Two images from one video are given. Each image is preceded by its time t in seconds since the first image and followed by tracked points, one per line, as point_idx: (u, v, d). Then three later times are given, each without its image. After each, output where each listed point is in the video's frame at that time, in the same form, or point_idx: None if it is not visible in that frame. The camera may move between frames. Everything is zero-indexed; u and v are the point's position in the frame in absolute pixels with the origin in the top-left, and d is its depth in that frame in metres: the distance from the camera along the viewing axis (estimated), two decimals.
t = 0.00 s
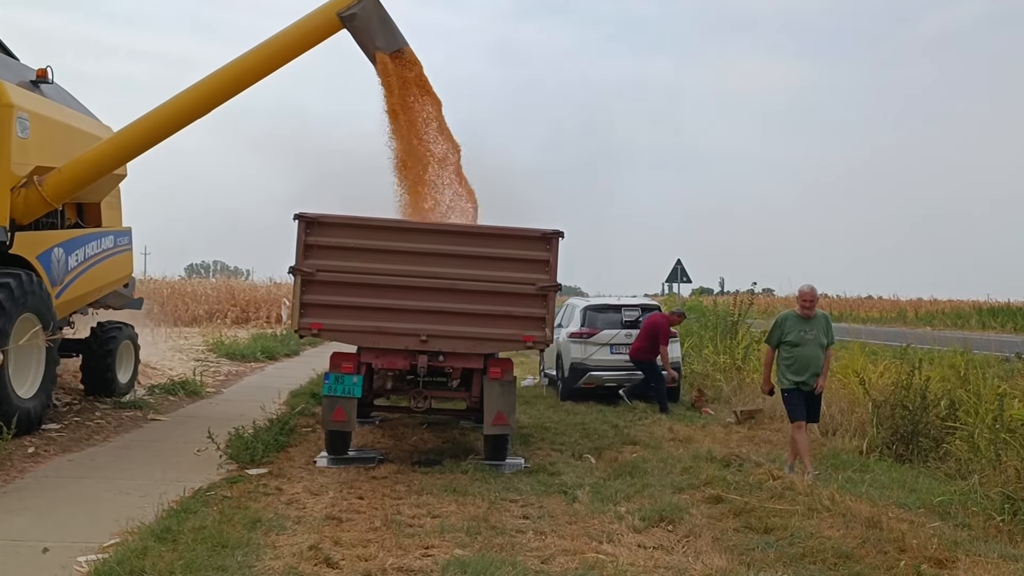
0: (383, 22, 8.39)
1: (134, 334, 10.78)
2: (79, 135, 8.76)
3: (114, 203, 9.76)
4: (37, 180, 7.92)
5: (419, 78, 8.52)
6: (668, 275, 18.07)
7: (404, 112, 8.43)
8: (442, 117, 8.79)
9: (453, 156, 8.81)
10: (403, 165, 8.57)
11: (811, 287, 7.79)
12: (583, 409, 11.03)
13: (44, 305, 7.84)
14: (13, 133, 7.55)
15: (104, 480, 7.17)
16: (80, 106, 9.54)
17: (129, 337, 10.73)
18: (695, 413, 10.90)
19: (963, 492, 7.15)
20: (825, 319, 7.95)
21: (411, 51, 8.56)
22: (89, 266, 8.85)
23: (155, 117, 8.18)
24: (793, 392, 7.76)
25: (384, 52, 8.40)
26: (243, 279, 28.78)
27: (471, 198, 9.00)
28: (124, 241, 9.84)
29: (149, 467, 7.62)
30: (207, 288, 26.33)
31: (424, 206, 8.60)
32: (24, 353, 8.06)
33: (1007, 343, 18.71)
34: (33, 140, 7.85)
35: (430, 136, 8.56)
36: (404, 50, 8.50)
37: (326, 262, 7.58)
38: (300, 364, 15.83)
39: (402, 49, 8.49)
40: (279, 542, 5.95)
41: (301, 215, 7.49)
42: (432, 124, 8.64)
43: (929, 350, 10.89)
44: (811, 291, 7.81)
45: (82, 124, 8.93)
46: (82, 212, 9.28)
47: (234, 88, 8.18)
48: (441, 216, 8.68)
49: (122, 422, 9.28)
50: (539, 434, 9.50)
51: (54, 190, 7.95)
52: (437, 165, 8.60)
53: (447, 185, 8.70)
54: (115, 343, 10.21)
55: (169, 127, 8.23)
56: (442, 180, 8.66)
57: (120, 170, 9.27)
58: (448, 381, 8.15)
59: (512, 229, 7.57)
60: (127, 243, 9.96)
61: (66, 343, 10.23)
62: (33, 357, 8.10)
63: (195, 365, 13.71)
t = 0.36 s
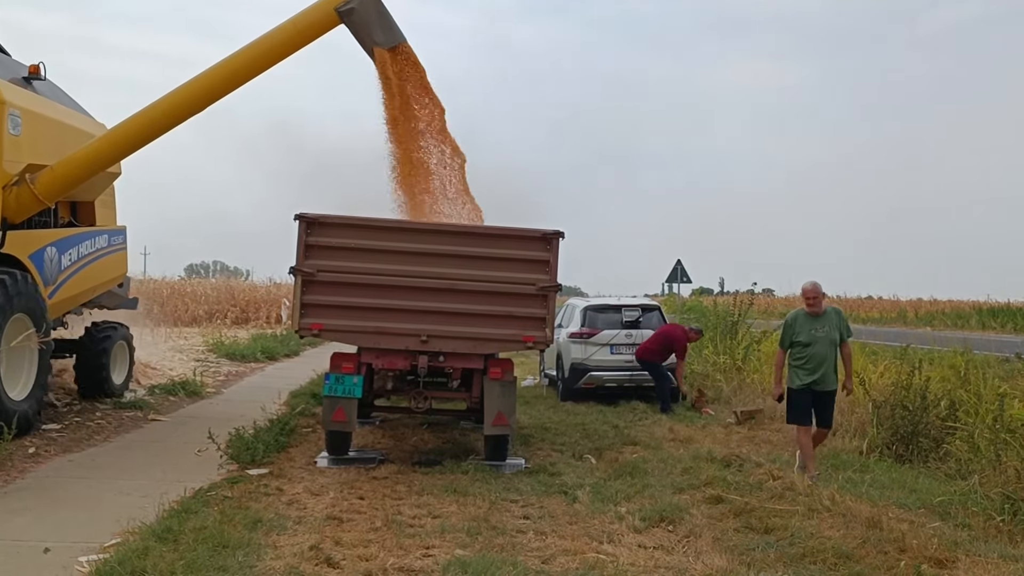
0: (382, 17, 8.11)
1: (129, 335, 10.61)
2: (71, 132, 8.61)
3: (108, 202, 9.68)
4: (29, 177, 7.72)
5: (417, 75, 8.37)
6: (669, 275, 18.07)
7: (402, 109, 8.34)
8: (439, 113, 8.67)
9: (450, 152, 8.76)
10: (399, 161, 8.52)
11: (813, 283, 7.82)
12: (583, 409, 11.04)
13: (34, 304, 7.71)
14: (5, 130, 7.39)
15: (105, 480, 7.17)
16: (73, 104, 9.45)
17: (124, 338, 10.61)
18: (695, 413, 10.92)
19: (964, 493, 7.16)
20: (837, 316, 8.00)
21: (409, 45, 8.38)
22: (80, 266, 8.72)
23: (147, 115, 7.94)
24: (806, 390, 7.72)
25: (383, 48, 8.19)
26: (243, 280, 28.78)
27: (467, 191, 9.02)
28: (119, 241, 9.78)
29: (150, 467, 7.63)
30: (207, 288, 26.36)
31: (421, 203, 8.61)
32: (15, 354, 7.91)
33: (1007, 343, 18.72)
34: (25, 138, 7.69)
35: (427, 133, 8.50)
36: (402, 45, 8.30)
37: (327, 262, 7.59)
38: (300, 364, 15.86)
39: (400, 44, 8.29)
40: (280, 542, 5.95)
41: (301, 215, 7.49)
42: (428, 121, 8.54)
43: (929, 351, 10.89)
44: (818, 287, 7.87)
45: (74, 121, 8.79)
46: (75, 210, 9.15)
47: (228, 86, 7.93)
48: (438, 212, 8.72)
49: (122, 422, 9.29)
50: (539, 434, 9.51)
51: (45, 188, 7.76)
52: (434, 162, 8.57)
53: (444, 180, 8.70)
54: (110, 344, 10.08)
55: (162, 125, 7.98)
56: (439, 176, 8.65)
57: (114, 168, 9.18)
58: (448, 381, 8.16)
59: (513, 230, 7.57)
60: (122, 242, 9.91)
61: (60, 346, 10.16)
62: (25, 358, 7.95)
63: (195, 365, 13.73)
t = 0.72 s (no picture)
0: (380, 14, 8.12)
1: (123, 334, 10.42)
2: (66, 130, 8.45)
3: (101, 201, 9.63)
4: (21, 176, 7.62)
5: (415, 72, 8.39)
6: (668, 275, 18.06)
7: (401, 106, 8.32)
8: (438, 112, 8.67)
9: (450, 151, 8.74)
10: (398, 158, 8.46)
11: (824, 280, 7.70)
12: (583, 409, 11.05)
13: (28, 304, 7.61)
14: None
15: (105, 480, 7.17)
16: (67, 101, 9.39)
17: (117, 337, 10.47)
18: (695, 412, 10.93)
19: (962, 492, 7.18)
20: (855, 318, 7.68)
21: (407, 42, 8.39)
22: (72, 267, 8.62)
23: (140, 114, 7.74)
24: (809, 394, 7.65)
25: (381, 45, 8.19)
26: (243, 280, 28.73)
27: (465, 188, 9.00)
28: (112, 240, 9.74)
29: (150, 467, 7.64)
30: (207, 288, 26.38)
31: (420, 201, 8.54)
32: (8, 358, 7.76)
33: (1006, 343, 18.74)
34: (17, 136, 7.61)
35: (426, 130, 8.47)
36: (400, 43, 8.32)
37: (327, 263, 7.60)
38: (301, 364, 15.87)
39: (398, 42, 8.31)
40: (280, 542, 5.96)
41: (302, 215, 7.51)
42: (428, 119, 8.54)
43: (928, 351, 10.91)
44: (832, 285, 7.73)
45: (68, 118, 8.65)
46: (69, 209, 9.09)
47: (223, 83, 7.75)
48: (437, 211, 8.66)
49: (123, 422, 9.30)
50: (539, 434, 9.52)
51: (37, 186, 7.65)
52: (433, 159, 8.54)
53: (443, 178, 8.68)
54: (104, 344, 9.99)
55: (154, 126, 7.77)
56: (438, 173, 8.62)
57: (107, 166, 9.10)
58: (448, 381, 8.18)
59: (513, 230, 7.59)
60: (115, 242, 9.88)
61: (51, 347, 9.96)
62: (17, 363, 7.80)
63: (195, 365, 13.74)
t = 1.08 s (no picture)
0: (379, 10, 8.05)
1: (118, 334, 10.36)
2: (61, 127, 8.39)
3: (95, 200, 9.61)
4: (15, 174, 7.56)
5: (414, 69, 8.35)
6: (668, 275, 18.06)
7: (400, 102, 8.34)
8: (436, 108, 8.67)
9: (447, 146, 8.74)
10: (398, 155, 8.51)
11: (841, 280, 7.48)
12: (582, 409, 11.06)
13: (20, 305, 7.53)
14: None
15: (105, 480, 7.17)
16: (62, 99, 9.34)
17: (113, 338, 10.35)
18: (694, 412, 10.93)
19: (961, 492, 7.19)
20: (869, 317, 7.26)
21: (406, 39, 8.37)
22: (66, 267, 8.60)
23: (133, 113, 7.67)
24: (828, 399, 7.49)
25: (380, 42, 8.17)
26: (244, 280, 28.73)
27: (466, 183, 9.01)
28: (106, 240, 9.72)
29: (150, 467, 7.64)
30: (206, 288, 26.38)
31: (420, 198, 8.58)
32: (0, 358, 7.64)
33: (1005, 343, 18.75)
34: (11, 134, 7.50)
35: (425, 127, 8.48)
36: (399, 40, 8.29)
37: (327, 263, 7.61)
38: (301, 364, 15.87)
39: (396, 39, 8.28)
40: (279, 542, 5.96)
41: (301, 215, 7.52)
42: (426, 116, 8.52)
43: (927, 351, 10.92)
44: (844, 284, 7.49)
45: (62, 115, 8.59)
46: (63, 207, 9.07)
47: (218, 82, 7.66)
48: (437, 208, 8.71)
49: (122, 422, 9.31)
50: (539, 434, 9.51)
51: (31, 185, 7.60)
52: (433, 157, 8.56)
53: (443, 175, 8.69)
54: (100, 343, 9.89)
55: (149, 125, 7.72)
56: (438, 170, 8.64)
57: (101, 164, 9.06)
58: (448, 381, 8.18)
59: (512, 230, 7.60)
60: (110, 241, 9.87)
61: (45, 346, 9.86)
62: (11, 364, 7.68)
63: (195, 365, 13.74)
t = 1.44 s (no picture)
0: (377, 7, 7.80)
1: (114, 335, 10.34)
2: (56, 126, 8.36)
3: (91, 200, 9.60)
4: (9, 173, 7.41)
5: (413, 66, 8.16)
6: (667, 275, 18.04)
7: (398, 101, 8.22)
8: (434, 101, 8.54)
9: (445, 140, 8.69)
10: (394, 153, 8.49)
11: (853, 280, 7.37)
12: (582, 409, 11.06)
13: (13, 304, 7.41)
14: None
15: (103, 480, 7.17)
16: (58, 97, 9.33)
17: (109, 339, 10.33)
18: (693, 412, 10.94)
19: (959, 492, 7.19)
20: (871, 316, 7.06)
21: (404, 34, 8.08)
22: (60, 267, 8.59)
23: (129, 110, 7.48)
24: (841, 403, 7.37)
25: (377, 40, 7.91)
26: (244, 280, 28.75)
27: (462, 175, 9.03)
28: (101, 240, 9.72)
29: (149, 467, 7.65)
30: (207, 288, 26.41)
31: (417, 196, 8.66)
32: None
33: (1005, 343, 18.73)
34: (5, 133, 7.37)
35: (423, 125, 8.44)
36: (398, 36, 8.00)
37: (325, 263, 7.62)
38: (301, 365, 15.88)
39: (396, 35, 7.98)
40: (277, 541, 5.97)
41: (300, 215, 7.53)
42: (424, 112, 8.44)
43: (926, 351, 10.91)
44: (851, 283, 7.32)
45: (57, 113, 8.56)
46: (58, 207, 9.07)
47: (214, 79, 7.42)
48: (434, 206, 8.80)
49: (122, 422, 9.33)
50: (538, 434, 9.51)
51: (24, 186, 7.47)
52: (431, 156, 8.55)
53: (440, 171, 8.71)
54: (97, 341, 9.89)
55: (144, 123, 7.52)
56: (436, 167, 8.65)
57: (97, 164, 9.07)
58: (447, 381, 8.18)
59: (511, 230, 7.61)
60: (106, 241, 9.87)
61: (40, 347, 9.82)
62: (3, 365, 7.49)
63: (195, 365, 13.75)
